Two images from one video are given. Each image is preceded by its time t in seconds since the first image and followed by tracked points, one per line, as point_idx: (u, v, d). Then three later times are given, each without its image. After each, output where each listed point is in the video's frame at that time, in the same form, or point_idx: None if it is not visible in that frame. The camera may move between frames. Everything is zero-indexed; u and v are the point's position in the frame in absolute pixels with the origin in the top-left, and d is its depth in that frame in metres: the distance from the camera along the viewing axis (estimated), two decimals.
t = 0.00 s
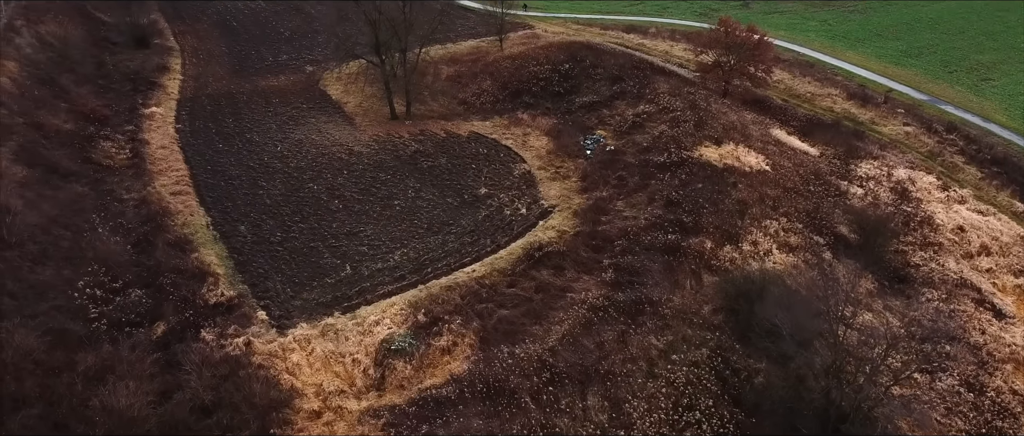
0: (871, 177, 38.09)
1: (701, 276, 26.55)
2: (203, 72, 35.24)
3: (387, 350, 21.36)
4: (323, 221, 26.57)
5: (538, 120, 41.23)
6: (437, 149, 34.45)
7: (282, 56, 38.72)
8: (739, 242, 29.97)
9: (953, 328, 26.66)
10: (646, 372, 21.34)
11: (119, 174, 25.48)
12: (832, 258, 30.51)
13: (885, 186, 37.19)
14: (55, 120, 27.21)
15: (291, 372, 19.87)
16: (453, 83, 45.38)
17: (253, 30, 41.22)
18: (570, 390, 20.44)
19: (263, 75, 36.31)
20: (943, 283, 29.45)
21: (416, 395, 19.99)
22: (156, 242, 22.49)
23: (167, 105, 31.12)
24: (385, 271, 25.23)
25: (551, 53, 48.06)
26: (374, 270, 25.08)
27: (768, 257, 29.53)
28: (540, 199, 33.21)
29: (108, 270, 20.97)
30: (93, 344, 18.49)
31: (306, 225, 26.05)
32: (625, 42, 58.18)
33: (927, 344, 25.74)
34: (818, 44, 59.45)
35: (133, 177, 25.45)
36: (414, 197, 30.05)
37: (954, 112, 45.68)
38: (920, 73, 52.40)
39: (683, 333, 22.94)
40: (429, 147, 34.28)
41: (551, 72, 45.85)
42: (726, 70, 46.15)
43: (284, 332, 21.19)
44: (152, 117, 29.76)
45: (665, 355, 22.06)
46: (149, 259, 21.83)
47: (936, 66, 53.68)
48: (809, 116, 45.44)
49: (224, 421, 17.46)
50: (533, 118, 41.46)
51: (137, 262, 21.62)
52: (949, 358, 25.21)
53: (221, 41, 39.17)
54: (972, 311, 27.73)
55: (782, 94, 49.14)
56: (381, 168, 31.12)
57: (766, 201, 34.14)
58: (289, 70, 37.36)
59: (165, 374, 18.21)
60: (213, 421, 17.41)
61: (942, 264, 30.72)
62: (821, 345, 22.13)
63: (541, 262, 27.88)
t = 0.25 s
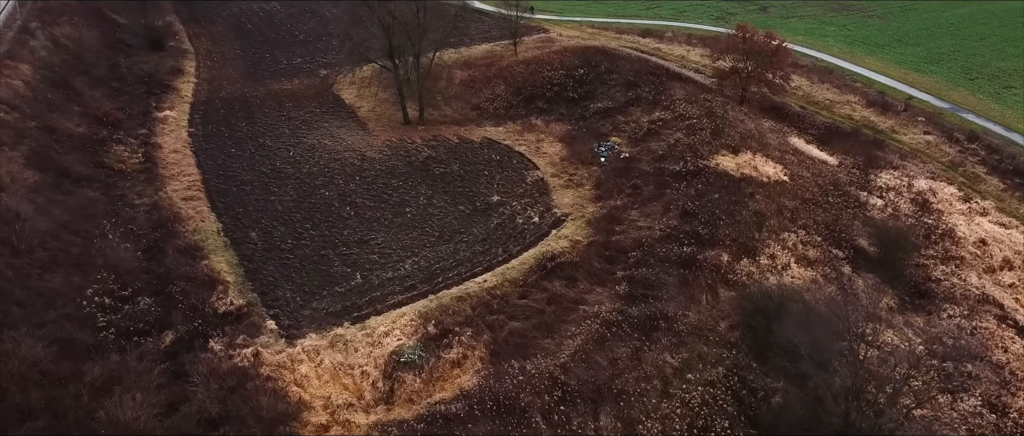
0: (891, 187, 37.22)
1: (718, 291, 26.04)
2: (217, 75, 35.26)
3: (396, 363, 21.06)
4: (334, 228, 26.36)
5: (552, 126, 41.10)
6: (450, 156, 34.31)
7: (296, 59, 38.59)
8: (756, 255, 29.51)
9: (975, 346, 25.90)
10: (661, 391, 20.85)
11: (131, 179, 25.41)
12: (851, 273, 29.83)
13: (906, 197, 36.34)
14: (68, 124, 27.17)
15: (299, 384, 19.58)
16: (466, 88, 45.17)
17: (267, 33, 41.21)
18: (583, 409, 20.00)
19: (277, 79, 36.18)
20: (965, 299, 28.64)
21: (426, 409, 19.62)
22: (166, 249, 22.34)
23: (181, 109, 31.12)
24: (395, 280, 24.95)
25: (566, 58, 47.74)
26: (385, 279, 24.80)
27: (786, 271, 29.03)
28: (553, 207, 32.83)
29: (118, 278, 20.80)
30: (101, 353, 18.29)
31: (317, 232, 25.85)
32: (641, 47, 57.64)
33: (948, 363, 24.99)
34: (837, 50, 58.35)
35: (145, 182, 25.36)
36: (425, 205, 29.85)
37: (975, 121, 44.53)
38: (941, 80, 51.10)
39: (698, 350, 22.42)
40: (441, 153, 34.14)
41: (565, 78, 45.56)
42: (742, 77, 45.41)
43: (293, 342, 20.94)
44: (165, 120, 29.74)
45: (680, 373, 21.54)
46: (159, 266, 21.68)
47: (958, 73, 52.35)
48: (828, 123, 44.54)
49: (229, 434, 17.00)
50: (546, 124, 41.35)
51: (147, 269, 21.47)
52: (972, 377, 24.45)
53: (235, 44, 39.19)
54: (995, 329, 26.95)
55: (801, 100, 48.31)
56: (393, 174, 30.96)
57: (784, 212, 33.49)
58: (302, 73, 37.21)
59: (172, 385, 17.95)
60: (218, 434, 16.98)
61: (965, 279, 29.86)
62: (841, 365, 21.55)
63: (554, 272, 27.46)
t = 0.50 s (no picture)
0: (912, 199, 36.38)
1: (735, 307, 25.51)
2: (231, 78, 35.29)
3: (405, 375, 20.72)
4: (345, 235, 26.15)
5: (566, 132, 40.78)
6: (463, 162, 34.14)
7: (310, 62, 38.44)
8: (774, 269, 29.04)
9: (999, 367, 25.12)
10: (675, 411, 20.35)
11: (143, 184, 25.37)
12: (872, 288, 29.11)
13: (927, 208, 35.49)
14: (81, 127, 27.17)
15: (307, 396, 19.28)
16: (480, 92, 44.90)
17: (282, 35, 41.18)
18: (595, 429, 19.55)
19: (291, 82, 36.06)
20: (988, 316, 27.83)
21: (435, 424, 19.24)
22: (176, 255, 22.18)
23: (194, 112, 31.13)
24: (406, 290, 24.63)
25: (581, 63, 47.38)
26: (395, 289, 24.49)
27: (805, 286, 28.45)
28: (567, 215, 32.41)
29: (127, 285, 20.64)
30: (108, 363, 18.11)
31: (328, 239, 25.65)
32: (657, 51, 57.05)
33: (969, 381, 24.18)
34: (857, 56, 57.08)
35: (157, 187, 25.29)
36: (437, 212, 29.60)
37: (997, 130, 43.22)
38: (963, 88, 49.66)
39: (714, 368, 21.92)
40: (454, 159, 33.95)
41: (580, 83, 45.26)
42: (760, 84, 44.65)
43: (302, 353, 20.68)
44: (178, 124, 29.73)
45: (695, 392, 21.04)
46: (169, 273, 21.52)
47: (981, 80, 50.86)
48: (848, 132, 43.67)
49: None
50: (560, 130, 41.05)
51: (157, 277, 21.31)
52: (995, 398, 23.65)
53: (250, 46, 39.29)
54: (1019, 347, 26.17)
55: (819, 108, 47.50)
56: (405, 181, 30.76)
57: (803, 225, 32.89)
58: (316, 77, 37.10)
59: (179, 396, 17.73)
60: None
61: (988, 295, 29.04)
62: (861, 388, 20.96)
63: (567, 283, 27.03)
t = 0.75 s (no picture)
0: (932, 211, 35.48)
1: (753, 324, 24.97)
2: (245, 81, 35.38)
3: (414, 389, 20.41)
4: (356, 243, 25.93)
5: (580, 139, 40.35)
6: (475, 168, 33.96)
7: (324, 66, 38.38)
8: (793, 284, 28.45)
9: None
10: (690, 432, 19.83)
11: (155, 189, 25.36)
12: (893, 305, 28.34)
13: (948, 220, 34.56)
14: (94, 131, 27.23)
15: (315, 409, 18.92)
16: (494, 97, 44.59)
17: (296, 38, 41.25)
18: None
19: (305, 86, 36.03)
20: (1013, 335, 26.96)
21: None
22: (187, 262, 22.04)
23: (207, 116, 31.21)
24: (416, 300, 24.31)
25: (596, 68, 46.92)
26: (405, 299, 24.16)
27: (823, 302, 27.77)
28: (580, 224, 31.90)
29: (137, 293, 20.48)
30: (116, 373, 17.93)
31: (339, 247, 25.45)
32: (673, 56, 56.41)
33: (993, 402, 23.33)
34: (876, 61, 55.21)
35: (170, 192, 25.27)
36: (449, 220, 29.35)
37: (1020, 139, 41.59)
38: (984, 95, 47.89)
39: (730, 387, 21.40)
40: (466, 165, 33.74)
41: (594, 89, 44.80)
42: (778, 91, 43.91)
43: (311, 365, 20.39)
44: (192, 128, 29.79)
45: (710, 413, 20.52)
46: (179, 280, 21.37)
47: (1003, 87, 49.05)
48: (868, 141, 42.65)
49: None
50: (574, 136, 40.64)
51: (167, 284, 21.16)
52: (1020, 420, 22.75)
53: (264, 49, 39.43)
54: None
55: (838, 115, 46.35)
56: (417, 188, 30.59)
57: (822, 238, 32.15)
58: (330, 80, 37.05)
59: (187, 408, 17.49)
60: None
61: (1012, 312, 28.15)
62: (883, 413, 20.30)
63: (579, 295, 26.59)
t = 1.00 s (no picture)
0: (954, 222, 34.60)
1: (771, 341, 24.43)
2: (259, 85, 35.45)
3: (424, 402, 19.98)
4: (367, 251, 25.70)
5: (595, 146, 39.86)
6: (488, 175, 33.76)
7: (338, 70, 38.28)
8: (812, 300, 27.79)
9: None
10: None
11: (167, 194, 25.29)
12: (915, 322, 27.56)
13: (971, 233, 33.65)
14: (107, 135, 27.23)
15: (323, 422, 18.54)
16: (508, 102, 44.20)
17: (311, 41, 41.23)
18: None
19: (319, 90, 36.04)
20: None
21: None
22: (197, 270, 21.88)
23: (220, 120, 31.26)
24: (427, 310, 23.95)
25: (612, 73, 46.38)
26: (416, 310, 23.81)
27: (843, 319, 27.09)
28: (594, 234, 31.39)
29: (146, 301, 20.31)
30: (124, 383, 17.74)
31: (351, 255, 25.22)
32: (689, 61, 55.70)
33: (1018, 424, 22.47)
34: (895, 67, 53.67)
35: (182, 198, 25.22)
36: (461, 227, 29.07)
37: None
38: (1008, 103, 46.57)
39: (747, 408, 20.91)
40: (479, 172, 33.59)
41: (609, 95, 44.28)
42: (796, 99, 42.94)
43: (319, 376, 20.08)
44: (205, 132, 29.84)
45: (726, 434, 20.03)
46: (189, 288, 21.20)
47: None
48: (888, 150, 41.41)
49: None
50: (589, 143, 40.17)
51: (177, 292, 20.98)
52: None
53: (279, 52, 39.51)
54: None
55: (857, 123, 45.07)
56: (430, 195, 30.40)
57: (841, 251, 31.41)
58: (344, 84, 36.97)
59: (194, 421, 17.25)
60: None
61: None
62: None
63: (593, 308, 26.11)
